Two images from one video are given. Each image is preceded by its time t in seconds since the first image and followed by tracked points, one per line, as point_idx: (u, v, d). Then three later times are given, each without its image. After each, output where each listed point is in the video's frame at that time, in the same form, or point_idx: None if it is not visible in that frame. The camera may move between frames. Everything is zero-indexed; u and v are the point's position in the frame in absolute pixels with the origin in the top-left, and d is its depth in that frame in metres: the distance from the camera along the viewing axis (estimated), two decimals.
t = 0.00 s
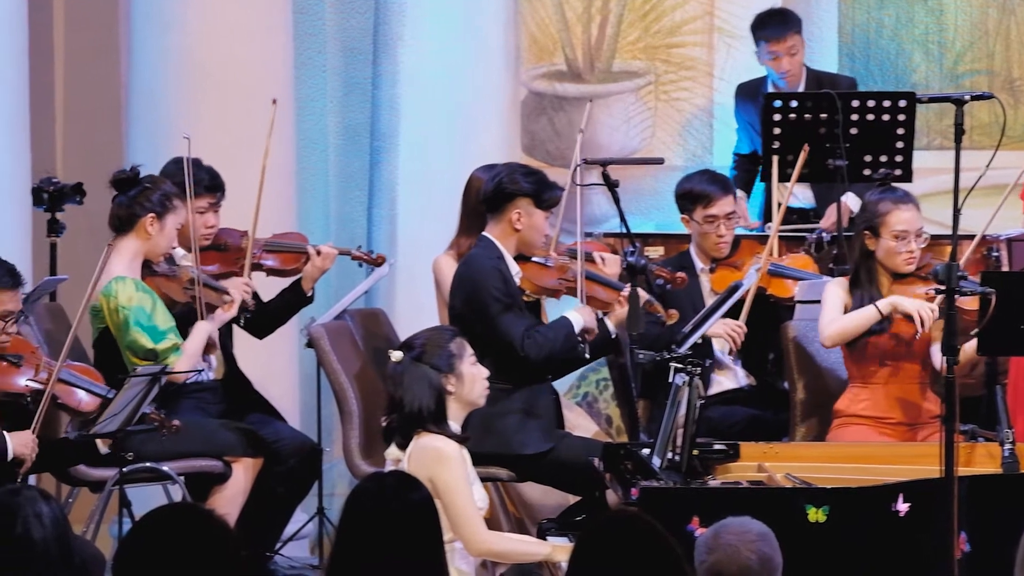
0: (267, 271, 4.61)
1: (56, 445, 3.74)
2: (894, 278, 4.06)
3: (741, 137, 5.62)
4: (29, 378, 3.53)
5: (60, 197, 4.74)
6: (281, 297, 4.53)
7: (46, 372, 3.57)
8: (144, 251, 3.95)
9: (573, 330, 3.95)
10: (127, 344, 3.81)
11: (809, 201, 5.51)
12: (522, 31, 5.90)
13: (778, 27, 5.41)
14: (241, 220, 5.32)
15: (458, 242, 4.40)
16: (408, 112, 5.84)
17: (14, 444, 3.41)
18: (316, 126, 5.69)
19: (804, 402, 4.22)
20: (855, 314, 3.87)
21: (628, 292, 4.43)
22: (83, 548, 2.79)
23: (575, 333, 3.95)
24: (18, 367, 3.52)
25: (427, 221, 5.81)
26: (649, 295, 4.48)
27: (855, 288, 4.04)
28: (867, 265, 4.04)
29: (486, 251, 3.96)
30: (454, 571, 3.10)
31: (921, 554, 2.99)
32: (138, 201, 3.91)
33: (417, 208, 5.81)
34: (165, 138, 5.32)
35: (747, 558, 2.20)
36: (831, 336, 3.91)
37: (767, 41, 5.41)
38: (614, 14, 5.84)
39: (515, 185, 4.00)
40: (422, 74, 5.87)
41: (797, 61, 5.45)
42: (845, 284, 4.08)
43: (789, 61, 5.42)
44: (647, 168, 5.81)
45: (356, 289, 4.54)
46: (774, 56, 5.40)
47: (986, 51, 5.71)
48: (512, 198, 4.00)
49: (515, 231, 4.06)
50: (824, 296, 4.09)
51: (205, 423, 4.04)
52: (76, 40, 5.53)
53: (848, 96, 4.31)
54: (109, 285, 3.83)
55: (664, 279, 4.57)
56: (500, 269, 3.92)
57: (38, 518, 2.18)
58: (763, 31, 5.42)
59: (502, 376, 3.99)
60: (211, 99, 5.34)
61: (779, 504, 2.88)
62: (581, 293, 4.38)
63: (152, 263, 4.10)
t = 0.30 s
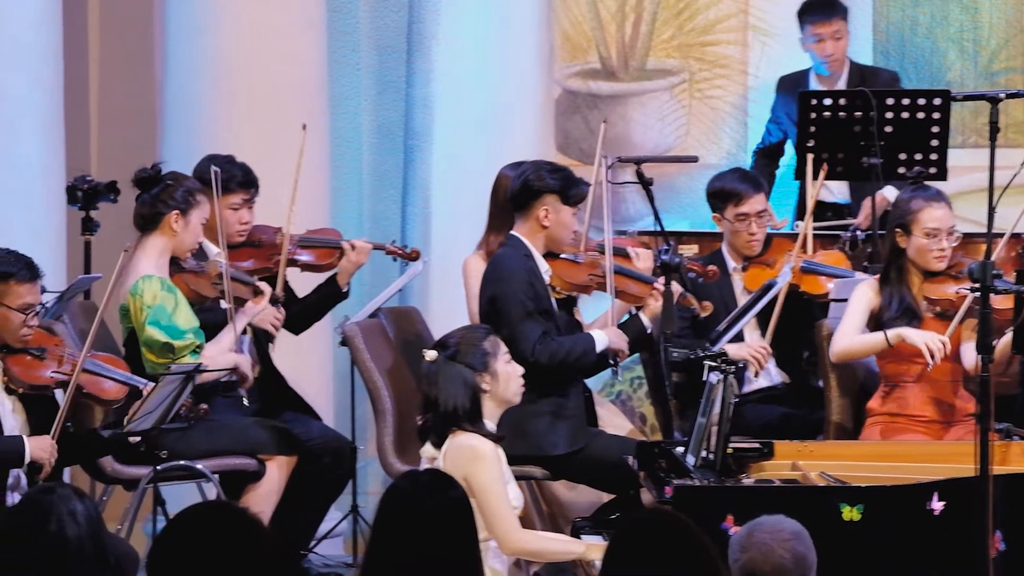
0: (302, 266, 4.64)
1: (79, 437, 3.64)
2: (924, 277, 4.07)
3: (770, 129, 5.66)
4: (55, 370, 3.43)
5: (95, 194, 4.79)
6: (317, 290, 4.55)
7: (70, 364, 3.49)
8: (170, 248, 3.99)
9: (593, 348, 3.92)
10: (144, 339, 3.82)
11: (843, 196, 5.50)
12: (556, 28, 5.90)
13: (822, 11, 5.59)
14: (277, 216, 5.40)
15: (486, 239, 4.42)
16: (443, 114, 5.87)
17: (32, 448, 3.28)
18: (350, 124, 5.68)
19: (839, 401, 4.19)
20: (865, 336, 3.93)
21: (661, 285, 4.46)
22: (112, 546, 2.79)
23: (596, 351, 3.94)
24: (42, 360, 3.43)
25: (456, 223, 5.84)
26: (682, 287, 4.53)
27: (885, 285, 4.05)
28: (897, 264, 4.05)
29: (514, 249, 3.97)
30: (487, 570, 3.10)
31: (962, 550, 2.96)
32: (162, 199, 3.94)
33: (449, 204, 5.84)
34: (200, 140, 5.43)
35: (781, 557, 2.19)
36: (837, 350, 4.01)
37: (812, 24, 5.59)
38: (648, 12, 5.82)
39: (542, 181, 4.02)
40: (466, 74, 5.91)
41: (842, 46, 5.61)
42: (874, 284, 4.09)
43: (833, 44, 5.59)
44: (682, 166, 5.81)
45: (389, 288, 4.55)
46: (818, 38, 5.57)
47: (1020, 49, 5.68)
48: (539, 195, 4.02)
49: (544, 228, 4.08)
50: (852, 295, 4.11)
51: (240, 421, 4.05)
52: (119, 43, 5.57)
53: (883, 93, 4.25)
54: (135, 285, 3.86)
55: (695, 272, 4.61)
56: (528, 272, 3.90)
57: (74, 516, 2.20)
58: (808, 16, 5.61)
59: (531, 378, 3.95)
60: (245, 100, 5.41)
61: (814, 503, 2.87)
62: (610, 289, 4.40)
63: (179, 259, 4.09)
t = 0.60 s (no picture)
0: (338, 263, 4.65)
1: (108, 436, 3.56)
2: (958, 278, 4.04)
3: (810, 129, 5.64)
4: (82, 366, 3.41)
5: (131, 193, 4.82)
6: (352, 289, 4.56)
7: (97, 361, 3.46)
8: (199, 245, 4.02)
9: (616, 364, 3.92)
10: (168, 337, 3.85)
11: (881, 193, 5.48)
12: (592, 27, 5.89)
13: (865, 6, 5.59)
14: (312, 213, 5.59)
15: (519, 237, 4.43)
16: (478, 108, 5.87)
17: (54, 456, 3.20)
18: (386, 123, 5.68)
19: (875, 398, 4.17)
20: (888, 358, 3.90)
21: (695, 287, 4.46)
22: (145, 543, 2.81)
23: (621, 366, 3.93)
24: (69, 357, 3.41)
25: (490, 222, 5.84)
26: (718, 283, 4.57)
27: (918, 286, 4.04)
28: (931, 264, 4.03)
29: (545, 246, 4.09)
30: (524, 568, 3.10)
31: (1002, 545, 2.91)
32: (187, 197, 3.97)
33: (484, 201, 5.86)
34: (235, 140, 5.59)
35: (818, 555, 2.18)
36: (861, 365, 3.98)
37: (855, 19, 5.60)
38: (684, 10, 5.82)
39: (573, 180, 4.12)
40: (501, 71, 5.90)
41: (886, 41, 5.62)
42: (908, 284, 4.07)
43: (877, 39, 5.60)
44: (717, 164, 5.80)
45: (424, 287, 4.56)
46: (862, 32, 5.57)
47: None
48: (569, 192, 4.11)
49: (575, 226, 4.17)
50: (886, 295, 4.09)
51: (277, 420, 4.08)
52: (154, 42, 5.66)
53: (919, 90, 4.26)
54: (164, 284, 3.89)
55: (729, 261, 4.63)
56: (564, 264, 4.05)
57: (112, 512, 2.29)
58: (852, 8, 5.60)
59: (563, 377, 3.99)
60: (284, 103, 5.60)
61: (850, 502, 2.86)
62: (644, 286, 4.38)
63: (208, 256, 4.10)
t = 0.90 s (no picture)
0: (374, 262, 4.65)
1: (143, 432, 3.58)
2: (992, 277, 4.02)
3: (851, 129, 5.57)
4: (114, 363, 3.43)
5: (165, 189, 4.85)
6: (380, 289, 4.57)
7: (129, 358, 3.48)
8: (231, 242, 4.05)
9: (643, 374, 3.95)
10: (198, 336, 3.87)
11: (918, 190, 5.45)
12: (627, 24, 5.90)
13: (900, 5, 5.48)
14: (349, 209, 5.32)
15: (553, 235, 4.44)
16: (512, 104, 5.88)
17: (77, 462, 3.21)
18: (420, 119, 5.78)
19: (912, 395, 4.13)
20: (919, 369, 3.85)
21: (729, 281, 4.41)
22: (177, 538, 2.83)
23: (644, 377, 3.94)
24: (102, 354, 3.43)
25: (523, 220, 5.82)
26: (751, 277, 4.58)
27: (952, 284, 4.01)
28: (966, 263, 4.00)
29: (577, 244, 4.12)
30: (558, 565, 3.11)
31: None
32: (219, 194, 4.01)
33: (519, 197, 5.86)
34: (269, 139, 5.41)
35: (854, 553, 2.17)
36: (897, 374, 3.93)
37: (889, 18, 5.48)
38: (719, 7, 5.81)
39: (604, 176, 4.18)
40: (534, 67, 5.92)
41: (920, 40, 5.49)
42: (942, 284, 4.03)
43: (910, 38, 5.47)
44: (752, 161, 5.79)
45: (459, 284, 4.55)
46: (895, 31, 5.46)
47: None
48: (602, 188, 4.17)
49: (607, 223, 4.21)
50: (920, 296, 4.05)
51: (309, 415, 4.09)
52: (191, 45, 5.84)
53: (955, 88, 4.34)
54: (197, 281, 3.92)
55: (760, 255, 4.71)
56: (596, 261, 4.07)
57: (144, 511, 2.21)
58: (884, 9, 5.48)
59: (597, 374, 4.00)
60: (319, 100, 5.39)
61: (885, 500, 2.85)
62: (678, 282, 4.35)
63: (240, 252, 4.13)
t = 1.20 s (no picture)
0: (409, 258, 4.67)
1: (176, 429, 3.57)
2: None
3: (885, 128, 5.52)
4: (148, 361, 3.46)
5: (198, 188, 4.91)
6: (416, 286, 4.57)
7: (163, 356, 3.51)
8: (264, 239, 4.07)
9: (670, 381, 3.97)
10: (231, 333, 3.90)
11: (952, 189, 5.42)
12: (660, 21, 5.89)
13: (927, 9, 5.35)
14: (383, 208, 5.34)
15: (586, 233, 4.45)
16: (546, 104, 5.88)
17: (102, 471, 3.22)
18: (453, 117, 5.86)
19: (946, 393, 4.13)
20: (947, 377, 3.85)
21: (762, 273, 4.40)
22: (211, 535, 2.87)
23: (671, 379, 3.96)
24: (136, 352, 3.46)
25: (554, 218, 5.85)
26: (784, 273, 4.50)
27: (986, 284, 3.99)
28: (1000, 262, 3.98)
29: (608, 242, 4.12)
30: (590, 563, 3.11)
31: None
32: (253, 191, 4.03)
33: (552, 196, 5.87)
34: (304, 137, 5.41)
35: (887, 551, 2.17)
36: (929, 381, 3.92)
37: (915, 22, 5.36)
38: (752, 4, 5.81)
39: (632, 173, 4.17)
40: (567, 65, 5.89)
41: (947, 43, 5.39)
42: (975, 284, 4.03)
43: (938, 43, 5.37)
44: (785, 159, 5.76)
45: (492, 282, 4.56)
46: (923, 36, 5.34)
47: None
48: (631, 186, 4.17)
49: (637, 219, 4.21)
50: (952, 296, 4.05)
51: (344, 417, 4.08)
52: (222, 43, 5.91)
53: (989, 86, 4.32)
54: (230, 278, 3.94)
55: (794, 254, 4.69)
56: (628, 259, 4.07)
57: (176, 509, 2.20)
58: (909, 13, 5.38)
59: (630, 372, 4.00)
60: (352, 100, 5.40)
61: (918, 499, 2.84)
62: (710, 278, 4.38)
63: (273, 250, 4.16)
